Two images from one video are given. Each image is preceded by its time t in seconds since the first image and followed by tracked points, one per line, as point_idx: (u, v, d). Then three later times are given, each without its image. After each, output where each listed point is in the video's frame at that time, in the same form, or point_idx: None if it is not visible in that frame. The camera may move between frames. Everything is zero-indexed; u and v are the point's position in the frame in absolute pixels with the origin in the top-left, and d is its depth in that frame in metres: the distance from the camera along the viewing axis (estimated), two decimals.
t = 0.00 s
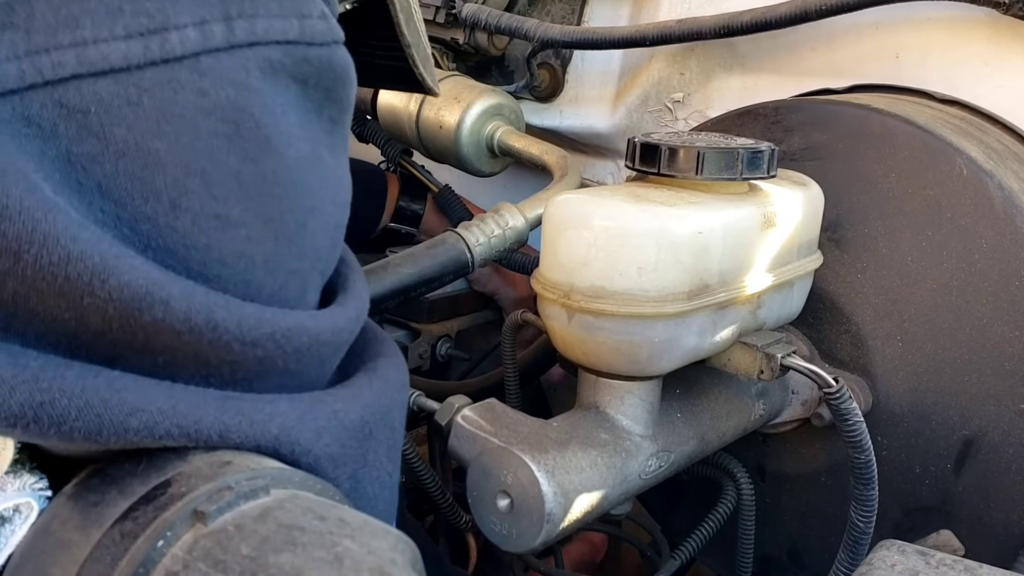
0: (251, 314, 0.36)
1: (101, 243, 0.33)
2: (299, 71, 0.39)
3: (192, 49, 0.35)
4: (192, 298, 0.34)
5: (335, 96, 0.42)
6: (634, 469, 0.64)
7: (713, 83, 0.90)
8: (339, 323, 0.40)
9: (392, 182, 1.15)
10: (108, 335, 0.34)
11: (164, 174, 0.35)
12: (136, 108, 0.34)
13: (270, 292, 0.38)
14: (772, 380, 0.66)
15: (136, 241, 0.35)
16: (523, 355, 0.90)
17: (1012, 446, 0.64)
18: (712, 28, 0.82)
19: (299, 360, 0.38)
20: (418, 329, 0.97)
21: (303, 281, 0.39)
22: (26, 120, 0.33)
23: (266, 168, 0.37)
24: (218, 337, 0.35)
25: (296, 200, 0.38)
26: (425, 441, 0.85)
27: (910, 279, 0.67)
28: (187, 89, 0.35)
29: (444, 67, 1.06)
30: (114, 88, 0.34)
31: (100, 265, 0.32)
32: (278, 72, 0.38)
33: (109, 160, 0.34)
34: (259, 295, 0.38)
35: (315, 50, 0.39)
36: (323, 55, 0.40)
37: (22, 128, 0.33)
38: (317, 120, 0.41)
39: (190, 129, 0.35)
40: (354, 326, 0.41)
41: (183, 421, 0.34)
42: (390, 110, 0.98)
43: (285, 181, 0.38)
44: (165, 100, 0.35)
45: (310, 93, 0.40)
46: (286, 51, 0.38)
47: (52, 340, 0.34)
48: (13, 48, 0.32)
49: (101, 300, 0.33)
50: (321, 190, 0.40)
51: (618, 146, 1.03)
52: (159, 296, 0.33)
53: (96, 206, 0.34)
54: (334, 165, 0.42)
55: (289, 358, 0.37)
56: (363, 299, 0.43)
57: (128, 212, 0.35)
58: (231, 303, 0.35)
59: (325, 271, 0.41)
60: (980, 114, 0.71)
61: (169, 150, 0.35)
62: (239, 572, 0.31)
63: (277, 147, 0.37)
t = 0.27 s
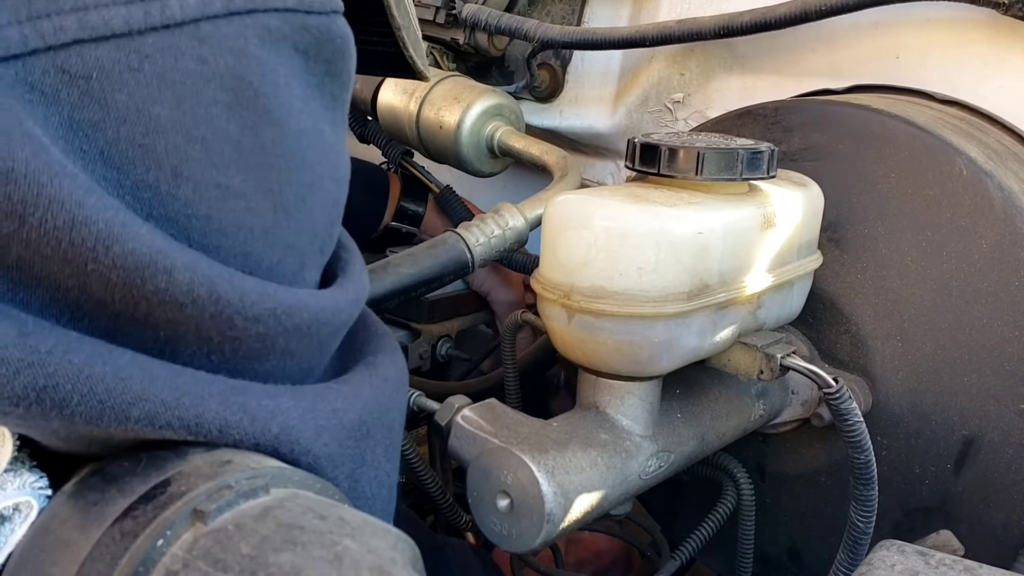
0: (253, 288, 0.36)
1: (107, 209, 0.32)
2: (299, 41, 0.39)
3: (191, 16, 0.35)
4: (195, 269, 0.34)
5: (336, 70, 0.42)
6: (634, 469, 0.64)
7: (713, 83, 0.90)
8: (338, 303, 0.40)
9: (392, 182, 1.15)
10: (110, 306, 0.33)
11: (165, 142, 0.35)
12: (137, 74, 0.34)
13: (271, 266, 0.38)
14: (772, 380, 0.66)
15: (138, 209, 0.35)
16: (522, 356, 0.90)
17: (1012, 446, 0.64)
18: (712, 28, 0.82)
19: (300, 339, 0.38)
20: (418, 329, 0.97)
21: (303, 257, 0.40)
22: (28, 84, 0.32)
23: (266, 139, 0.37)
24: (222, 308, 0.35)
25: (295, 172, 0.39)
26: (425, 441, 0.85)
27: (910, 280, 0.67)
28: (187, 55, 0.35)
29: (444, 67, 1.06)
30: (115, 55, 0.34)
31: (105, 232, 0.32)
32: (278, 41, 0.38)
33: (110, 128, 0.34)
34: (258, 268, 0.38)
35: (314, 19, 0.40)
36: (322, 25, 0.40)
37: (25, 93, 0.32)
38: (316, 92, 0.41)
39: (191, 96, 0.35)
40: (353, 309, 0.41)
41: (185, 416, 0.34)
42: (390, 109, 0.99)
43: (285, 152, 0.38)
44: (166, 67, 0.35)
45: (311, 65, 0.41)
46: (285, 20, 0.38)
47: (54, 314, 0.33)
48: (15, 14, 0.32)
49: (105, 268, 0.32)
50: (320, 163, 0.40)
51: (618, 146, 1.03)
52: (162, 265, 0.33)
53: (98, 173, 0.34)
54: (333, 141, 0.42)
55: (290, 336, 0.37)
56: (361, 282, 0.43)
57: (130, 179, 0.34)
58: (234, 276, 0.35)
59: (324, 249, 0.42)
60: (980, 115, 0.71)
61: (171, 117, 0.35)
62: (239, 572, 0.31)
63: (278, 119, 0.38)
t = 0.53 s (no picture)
0: (251, 302, 0.36)
1: (100, 226, 0.33)
2: (300, 56, 0.39)
3: (189, 33, 0.35)
4: (191, 283, 0.34)
5: (338, 84, 0.42)
6: (634, 469, 0.64)
7: (713, 84, 0.90)
8: (340, 313, 0.40)
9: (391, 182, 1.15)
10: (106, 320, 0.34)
11: (161, 158, 0.35)
12: (134, 91, 0.34)
13: (269, 280, 0.38)
14: (772, 381, 0.66)
15: (133, 225, 0.35)
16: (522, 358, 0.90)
17: (1011, 446, 0.64)
18: (712, 29, 0.82)
19: (300, 349, 0.38)
20: (418, 330, 0.97)
21: (302, 269, 0.40)
22: (21, 101, 0.33)
23: (265, 154, 0.37)
24: (220, 322, 0.35)
25: (295, 186, 0.39)
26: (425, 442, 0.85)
27: (910, 280, 0.67)
28: (185, 73, 0.35)
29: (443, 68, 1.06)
30: (111, 71, 0.34)
31: (100, 249, 0.32)
32: (279, 57, 0.38)
33: (106, 144, 0.34)
34: (256, 282, 0.38)
35: (316, 35, 0.39)
36: (325, 40, 0.40)
37: (18, 109, 0.33)
38: (318, 105, 0.41)
39: (188, 113, 0.35)
40: (355, 318, 0.41)
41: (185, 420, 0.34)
42: (390, 111, 0.99)
43: (285, 168, 0.38)
44: (162, 83, 0.35)
45: (312, 80, 0.40)
46: (287, 36, 0.38)
47: (50, 327, 0.34)
48: (10, 30, 0.32)
49: (101, 284, 0.33)
50: (320, 178, 0.40)
51: (618, 147, 1.03)
52: (159, 281, 0.33)
53: (93, 189, 0.34)
54: (335, 153, 0.42)
55: (291, 347, 0.37)
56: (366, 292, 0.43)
57: (126, 195, 0.35)
58: (231, 289, 0.35)
59: (324, 261, 0.42)
60: (980, 116, 0.71)
61: (167, 134, 0.35)
62: (239, 572, 0.31)
63: (278, 133, 0.38)
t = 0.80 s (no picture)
0: (255, 331, 0.36)
1: (102, 259, 0.33)
2: (309, 89, 0.39)
3: (197, 68, 0.35)
4: (194, 313, 0.34)
5: (348, 112, 0.42)
6: (634, 469, 0.64)
7: (713, 84, 0.90)
8: (346, 334, 0.40)
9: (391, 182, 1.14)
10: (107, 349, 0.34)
11: (166, 192, 0.35)
12: (138, 126, 0.34)
13: (276, 310, 0.38)
14: (771, 381, 0.66)
15: (138, 260, 0.35)
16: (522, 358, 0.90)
17: (1011, 446, 0.64)
18: (712, 29, 0.82)
19: (303, 371, 0.38)
20: (418, 330, 0.97)
21: (311, 299, 0.39)
22: (24, 135, 0.33)
23: (273, 187, 0.37)
24: (222, 349, 0.35)
25: (305, 218, 0.39)
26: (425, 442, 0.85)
27: (911, 280, 0.67)
28: (192, 108, 0.35)
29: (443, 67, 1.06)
30: (116, 106, 0.34)
31: (101, 282, 0.32)
32: (287, 91, 0.38)
33: (110, 179, 0.34)
34: (264, 312, 0.38)
35: (326, 68, 0.39)
36: (336, 72, 0.40)
37: (21, 144, 0.33)
38: (327, 133, 0.41)
39: (194, 148, 0.35)
40: (362, 338, 0.41)
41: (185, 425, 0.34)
42: (391, 110, 0.99)
43: (293, 199, 0.38)
44: (169, 118, 0.35)
45: (319, 110, 0.40)
46: (297, 70, 0.38)
47: (52, 355, 0.34)
48: (14, 64, 0.32)
49: (103, 316, 0.33)
50: (329, 207, 0.40)
51: (618, 147, 1.03)
52: (162, 312, 0.34)
53: (97, 225, 0.34)
54: (344, 181, 0.42)
55: (296, 370, 0.38)
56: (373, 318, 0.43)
57: (130, 230, 0.35)
58: (234, 317, 0.36)
59: (333, 289, 0.41)
60: (980, 116, 0.71)
61: (172, 169, 0.35)
62: (239, 572, 0.31)
63: (286, 165, 0.38)
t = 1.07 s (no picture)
0: (255, 333, 0.36)
1: (102, 262, 0.33)
2: (306, 94, 0.39)
3: (195, 72, 0.35)
4: (194, 316, 0.35)
5: (345, 117, 0.43)
6: (634, 469, 0.64)
7: (713, 84, 0.90)
8: (346, 338, 0.41)
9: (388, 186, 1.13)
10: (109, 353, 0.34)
11: (165, 196, 0.35)
12: (137, 130, 0.35)
13: (276, 314, 0.39)
14: (772, 381, 0.66)
15: (138, 264, 0.35)
16: (522, 358, 0.90)
17: (1011, 447, 0.64)
18: (712, 29, 0.82)
19: (305, 375, 0.38)
20: (418, 330, 0.97)
21: (311, 302, 0.40)
22: (23, 139, 0.33)
23: (272, 190, 0.38)
24: (223, 352, 0.35)
25: (305, 220, 0.39)
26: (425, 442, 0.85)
27: (911, 280, 0.67)
28: (191, 112, 0.35)
29: (443, 67, 1.07)
30: (115, 110, 0.34)
31: (103, 283, 0.33)
32: (284, 94, 0.39)
33: (110, 182, 0.34)
34: (265, 317, 0.38)
35: (324, 74, 0.40)
36: (332, 78, 0.40)
37: (20, 149, 0.33)
38: (323, 137, 0.42)
39: (194, 152, 0.36)
40: (362, 341, 0.42)
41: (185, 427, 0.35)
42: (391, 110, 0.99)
43: (293, 202, 0.38)
44: (167, 122, 0.35)
45: (317, 115, 0.41)
46: (294, 75, 0.39)
47: (53, 359, 0.34)
48: (13, 69, 0.32)
49: (104, 320, 0.33)
50: (328, 211, 0.40)
51: (618, 147, 1.03)
52: (162, 315, 0.34)
53: (97, 228, 0.35)
54: (343, 185, 0.42)
55: (296, 373, 0.38)
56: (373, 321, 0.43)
57: (130, 234, 0.35)
58: (234, 319, 0.36)
59: (332, 292, 0.42)
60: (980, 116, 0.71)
61: (171, 172, 0.35)
62: (239, 572, 0.31)
63: (285, 170, 0.38)
